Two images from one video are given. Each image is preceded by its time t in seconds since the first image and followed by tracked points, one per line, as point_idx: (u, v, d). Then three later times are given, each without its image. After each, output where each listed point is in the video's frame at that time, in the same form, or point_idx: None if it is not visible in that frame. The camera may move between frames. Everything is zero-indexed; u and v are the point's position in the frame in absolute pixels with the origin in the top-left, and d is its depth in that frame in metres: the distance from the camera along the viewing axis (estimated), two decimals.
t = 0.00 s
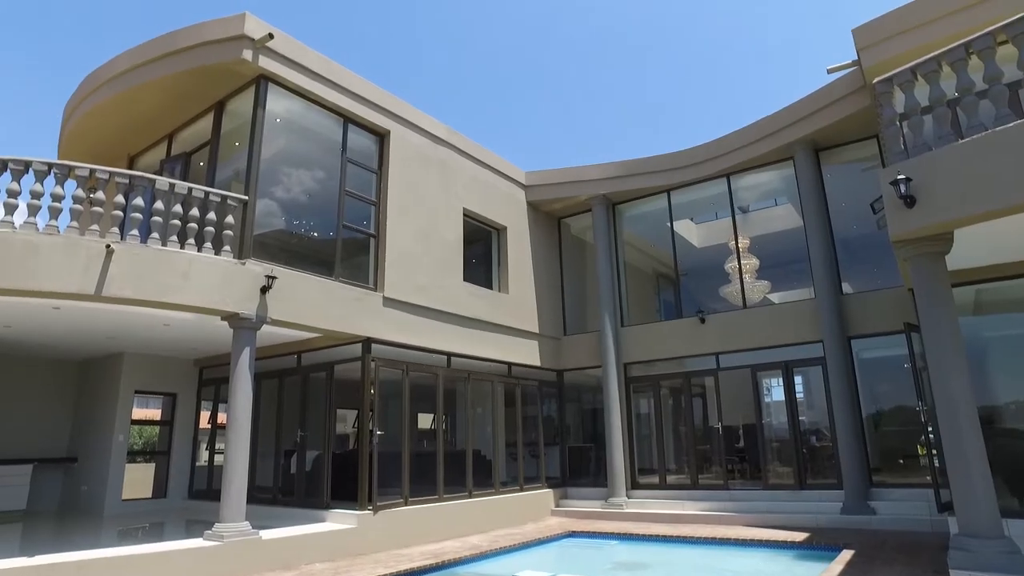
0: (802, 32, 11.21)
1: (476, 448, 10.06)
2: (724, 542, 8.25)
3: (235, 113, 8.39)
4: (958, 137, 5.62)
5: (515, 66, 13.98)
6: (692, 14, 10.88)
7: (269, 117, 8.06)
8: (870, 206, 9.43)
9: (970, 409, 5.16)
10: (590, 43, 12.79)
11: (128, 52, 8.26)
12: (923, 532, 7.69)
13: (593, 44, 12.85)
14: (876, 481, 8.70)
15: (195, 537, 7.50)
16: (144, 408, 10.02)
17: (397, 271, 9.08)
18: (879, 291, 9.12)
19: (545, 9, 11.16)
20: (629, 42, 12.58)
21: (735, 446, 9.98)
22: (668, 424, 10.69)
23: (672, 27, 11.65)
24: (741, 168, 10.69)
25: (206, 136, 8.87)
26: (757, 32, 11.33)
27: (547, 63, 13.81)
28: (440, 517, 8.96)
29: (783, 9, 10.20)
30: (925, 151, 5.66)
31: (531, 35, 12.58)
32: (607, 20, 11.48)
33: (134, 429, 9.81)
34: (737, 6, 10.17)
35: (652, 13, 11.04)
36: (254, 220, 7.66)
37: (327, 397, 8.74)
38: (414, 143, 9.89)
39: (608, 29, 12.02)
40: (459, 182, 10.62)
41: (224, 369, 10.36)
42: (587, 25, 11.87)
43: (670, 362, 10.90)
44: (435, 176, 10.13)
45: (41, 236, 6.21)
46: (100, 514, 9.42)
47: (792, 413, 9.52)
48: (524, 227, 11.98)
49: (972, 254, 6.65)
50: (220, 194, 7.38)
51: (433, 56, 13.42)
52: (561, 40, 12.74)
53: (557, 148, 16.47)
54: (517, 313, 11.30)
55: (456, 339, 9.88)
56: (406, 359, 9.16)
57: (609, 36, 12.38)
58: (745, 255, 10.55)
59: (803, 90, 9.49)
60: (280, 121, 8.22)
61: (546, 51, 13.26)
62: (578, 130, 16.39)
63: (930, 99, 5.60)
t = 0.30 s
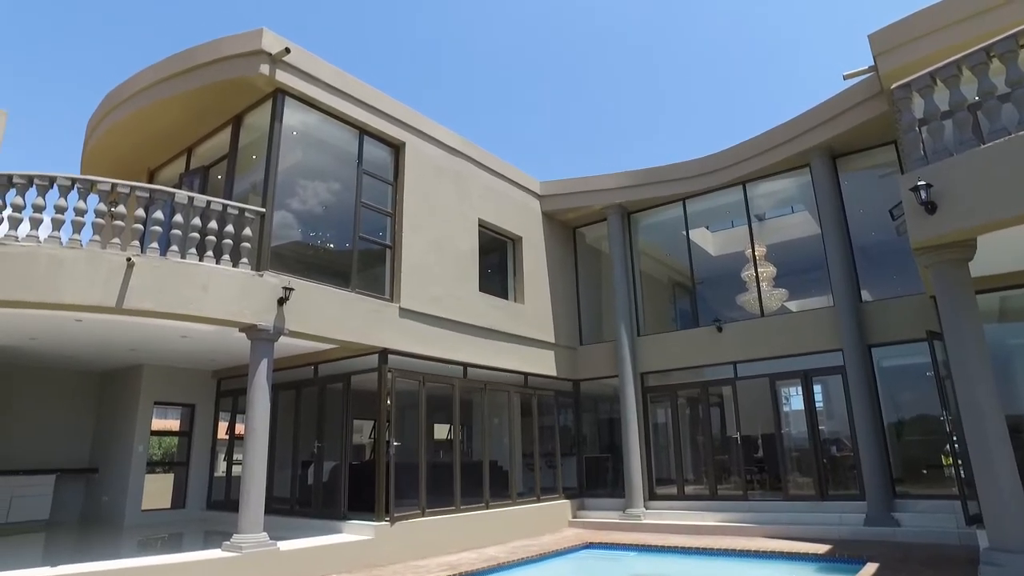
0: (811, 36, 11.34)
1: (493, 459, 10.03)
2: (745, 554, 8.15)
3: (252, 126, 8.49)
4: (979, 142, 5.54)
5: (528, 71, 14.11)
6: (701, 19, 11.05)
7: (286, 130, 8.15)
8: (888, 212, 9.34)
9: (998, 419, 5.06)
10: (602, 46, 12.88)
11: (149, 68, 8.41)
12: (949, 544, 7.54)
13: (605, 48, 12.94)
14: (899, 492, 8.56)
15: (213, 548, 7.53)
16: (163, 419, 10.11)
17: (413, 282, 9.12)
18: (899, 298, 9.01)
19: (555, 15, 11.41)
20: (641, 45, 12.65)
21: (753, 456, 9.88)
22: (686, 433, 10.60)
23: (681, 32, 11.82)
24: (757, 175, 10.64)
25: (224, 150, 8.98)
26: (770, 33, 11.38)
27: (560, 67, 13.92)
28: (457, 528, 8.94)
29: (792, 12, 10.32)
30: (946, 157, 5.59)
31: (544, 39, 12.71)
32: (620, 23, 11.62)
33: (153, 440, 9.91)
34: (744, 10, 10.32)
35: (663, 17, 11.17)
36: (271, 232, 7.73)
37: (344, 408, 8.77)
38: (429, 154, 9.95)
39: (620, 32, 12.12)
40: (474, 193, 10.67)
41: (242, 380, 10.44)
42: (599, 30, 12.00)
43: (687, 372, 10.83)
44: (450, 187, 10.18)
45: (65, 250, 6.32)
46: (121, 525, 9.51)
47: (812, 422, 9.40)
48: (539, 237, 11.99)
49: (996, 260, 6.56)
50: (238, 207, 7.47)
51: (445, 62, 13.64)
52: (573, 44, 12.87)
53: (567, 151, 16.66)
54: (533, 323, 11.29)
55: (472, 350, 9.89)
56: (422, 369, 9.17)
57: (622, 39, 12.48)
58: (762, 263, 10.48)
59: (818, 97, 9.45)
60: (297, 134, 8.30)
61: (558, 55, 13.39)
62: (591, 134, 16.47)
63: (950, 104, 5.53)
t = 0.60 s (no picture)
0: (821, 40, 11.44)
1: (509, 470, 10.00)
2: (765, 565, 8.04)
3: (269, 139, 8.59)
4: (1002, 146, 5.44)
5: (543, 78, 14.23)
6: (709, 25, 11.25)
7: (303, 143, 8.23)
8: (907, 218, 9.24)
9: None
10: (616, 52, 12.96)
11: (168, 83, 8.55)
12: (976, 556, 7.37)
13: (618, 54, 13.01)
14: (924, 504, 8.40)
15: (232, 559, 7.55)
16: (181, 429, 10.20)
17: (429, 293, 9.15)
18: (919, 305, 8.90)
19: (563, 22, 11.66)
20: (655, 49, 12.71)
21: (773, 466, 9.77)
22: (703, 443, 10.51)
23: (693, 38, 11.97)
24: (772, 182, 10.59)
25: (241, 163, 9.10)
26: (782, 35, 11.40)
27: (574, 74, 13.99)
28: (473, 538, 8.91)
29: (804, 15, 10.38)
30: (967, 162, 5.49)
31: (558, 45, 12.79)
32: (634, 26, 11.65)
33: (173, 450, 10.02)
34: (755, 13, 10.40)
35: (676, 20, 11.24)
36: (288, 243, 7.79)
37: (360, 420, 8.78)
38: (444, 165, 10.01)
39: (635, 37, 12.20)
40: (490, 203, 10.70)
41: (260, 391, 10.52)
42: (612, 34, 12.07)
43: (704, 381, 10.76)
44: (465, 197, 10.23)
45: (87, 263, 6.41)
46: (140, 535, 9.57)
47: (832, 431, 9.29)
48: (554, 246, 12.00)
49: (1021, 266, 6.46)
50: (256, 219, 7.54)
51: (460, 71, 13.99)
52: (590, 49, 12.95)
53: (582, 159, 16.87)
54: (549, 332, 11.27)
55: (488, 360, 9.89)
56: (439, 380, 9.18)
57: (635, 44, 12.54)
58: (779, 271, 10.40)
59: (834, 103, 9.39)
60: (313, 146, 8.39)
61: (574, 61, 13.46)
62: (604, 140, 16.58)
63: (971, 108, 5.46)
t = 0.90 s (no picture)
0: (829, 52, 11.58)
1: (528, 481, 9.96)
2: None
3: (288, 153, 8.69)
4: None
5: (557, 91, 14.33)
6: (721, 32, 11.35)
7: (320, 156, 8.32)
8: (928, 225, 9.13)
9: None
10: (631, 63, 13.03)
11: (189, 101, 8.71)
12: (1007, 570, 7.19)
13: (633, 64, 13.07)
14: (952, 516, 8.22)
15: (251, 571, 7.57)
16: (201, 441, 10.29)
17: (447, 304, 9.18)
18: (942, 313, 8.77)
19: (579, 30, 11.73)
20: (670, 59, 12.75)
21: (794, 477, 9.65)
22: (723, 454, 10.41)
23: (708, 47, 11.99)
24: (789, 190, 10.53)
25: (260, 177, 9.21)
26: (799, 41, 11.38)
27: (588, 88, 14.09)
28: (492, 551, 8.87)
29: (821, 21, 10.37)
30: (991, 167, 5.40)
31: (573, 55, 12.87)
32: (650, 34, 11.71)
33: (193, 462, 10.09)
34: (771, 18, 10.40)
35: (691, 28, 11.28)
36: (306, 256, 7.86)
37: (379, 432, 8.80)
38: (461, 177, 10.07)
39: (650, 45, 12.25)
40: (506, 214, 10.74)
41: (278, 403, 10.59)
42: (628, 41, 12.14)
43: (723, 391, 10.68)
44: (481, 208, 10.27)
45: (111, 277, 6.52)
46: (161, 546, 9.64)
47: (854, 442, 9.15)
48: (570, 257, 12.00)
49: None
50: (275, 232, 7.62)
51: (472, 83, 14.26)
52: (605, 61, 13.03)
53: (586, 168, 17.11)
54: (566, 343, 11.25)
55: (505, 371, 9.89)
56: (457, 391, 9.19)
57: (650, 53, 12.59)
58: (797, 279, 10.32)
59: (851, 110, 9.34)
60: (331, 159, 8.47)
61: (588, 74, 13.54)
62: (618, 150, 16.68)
63: (994, 113, 5.39)
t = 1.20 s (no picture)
0: (837, 71, 11.87)
1: (551, 494, 9.90)
2: None
3: (310, 168, 8.81)
4: None
5: (577, 95, 14.47)
6: (738, 39, 11.36)
7: (342, 171, 8.42)
8: (955, 231, 8.98)
9: None
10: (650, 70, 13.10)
11: (213, 119, 8.88)
12: None
13: (651, 71, 13.13)
14: (988, 530, 8.01)
15: None
16: (225, 454, 10.39)
17: (469, 317, 9.22)
18: (972, 321, 8.61)
19: (597, 38, 11.83)
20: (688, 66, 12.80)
21: (822, 489, 9.48)
22: (748, 466, 10.29)
23: (728, 54, 12.01)
24: (811, 198, 10.45)
25: (282, 193, 9.35)
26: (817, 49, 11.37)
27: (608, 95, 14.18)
28: (515, 565, 8.81)
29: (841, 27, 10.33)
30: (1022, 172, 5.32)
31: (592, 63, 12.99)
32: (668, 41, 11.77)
33: (217, 475, 10.19)
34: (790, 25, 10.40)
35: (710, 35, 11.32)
36: (329, 270, 7.93)
37: (401, 445, 8.82)
38: (482, 190, 10.14)
39: (668, 52, 12.33)
40: (527, 226, 10.78)
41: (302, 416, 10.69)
42: (646, 49, 12.22)
43: (748, 402, 10.59)
44: (501, 221, 10.32)
45: (138, 293, 6.63)
46: (186, 559, 9.72)
47: (883, 453, 8.99)
48: (591, 268, 12.00)
49: None
50: (298, 247, 7.71)
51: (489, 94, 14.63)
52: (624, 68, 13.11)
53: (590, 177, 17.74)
54: (588, 354, 11.22)
55: (528, 384, 9.88)
56: (479, 404, 9.19)
57: (668, 60, 12.66)
58: (821, 288, 10.21)
59: (874, 116, 9.26)
60: (352, 174, 8.57)
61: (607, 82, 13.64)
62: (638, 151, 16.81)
63: None
